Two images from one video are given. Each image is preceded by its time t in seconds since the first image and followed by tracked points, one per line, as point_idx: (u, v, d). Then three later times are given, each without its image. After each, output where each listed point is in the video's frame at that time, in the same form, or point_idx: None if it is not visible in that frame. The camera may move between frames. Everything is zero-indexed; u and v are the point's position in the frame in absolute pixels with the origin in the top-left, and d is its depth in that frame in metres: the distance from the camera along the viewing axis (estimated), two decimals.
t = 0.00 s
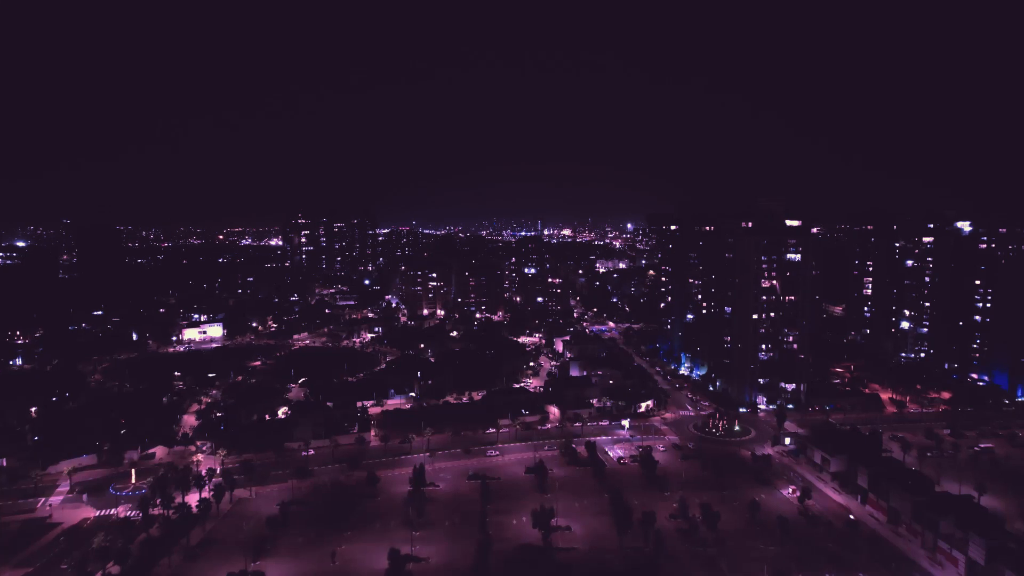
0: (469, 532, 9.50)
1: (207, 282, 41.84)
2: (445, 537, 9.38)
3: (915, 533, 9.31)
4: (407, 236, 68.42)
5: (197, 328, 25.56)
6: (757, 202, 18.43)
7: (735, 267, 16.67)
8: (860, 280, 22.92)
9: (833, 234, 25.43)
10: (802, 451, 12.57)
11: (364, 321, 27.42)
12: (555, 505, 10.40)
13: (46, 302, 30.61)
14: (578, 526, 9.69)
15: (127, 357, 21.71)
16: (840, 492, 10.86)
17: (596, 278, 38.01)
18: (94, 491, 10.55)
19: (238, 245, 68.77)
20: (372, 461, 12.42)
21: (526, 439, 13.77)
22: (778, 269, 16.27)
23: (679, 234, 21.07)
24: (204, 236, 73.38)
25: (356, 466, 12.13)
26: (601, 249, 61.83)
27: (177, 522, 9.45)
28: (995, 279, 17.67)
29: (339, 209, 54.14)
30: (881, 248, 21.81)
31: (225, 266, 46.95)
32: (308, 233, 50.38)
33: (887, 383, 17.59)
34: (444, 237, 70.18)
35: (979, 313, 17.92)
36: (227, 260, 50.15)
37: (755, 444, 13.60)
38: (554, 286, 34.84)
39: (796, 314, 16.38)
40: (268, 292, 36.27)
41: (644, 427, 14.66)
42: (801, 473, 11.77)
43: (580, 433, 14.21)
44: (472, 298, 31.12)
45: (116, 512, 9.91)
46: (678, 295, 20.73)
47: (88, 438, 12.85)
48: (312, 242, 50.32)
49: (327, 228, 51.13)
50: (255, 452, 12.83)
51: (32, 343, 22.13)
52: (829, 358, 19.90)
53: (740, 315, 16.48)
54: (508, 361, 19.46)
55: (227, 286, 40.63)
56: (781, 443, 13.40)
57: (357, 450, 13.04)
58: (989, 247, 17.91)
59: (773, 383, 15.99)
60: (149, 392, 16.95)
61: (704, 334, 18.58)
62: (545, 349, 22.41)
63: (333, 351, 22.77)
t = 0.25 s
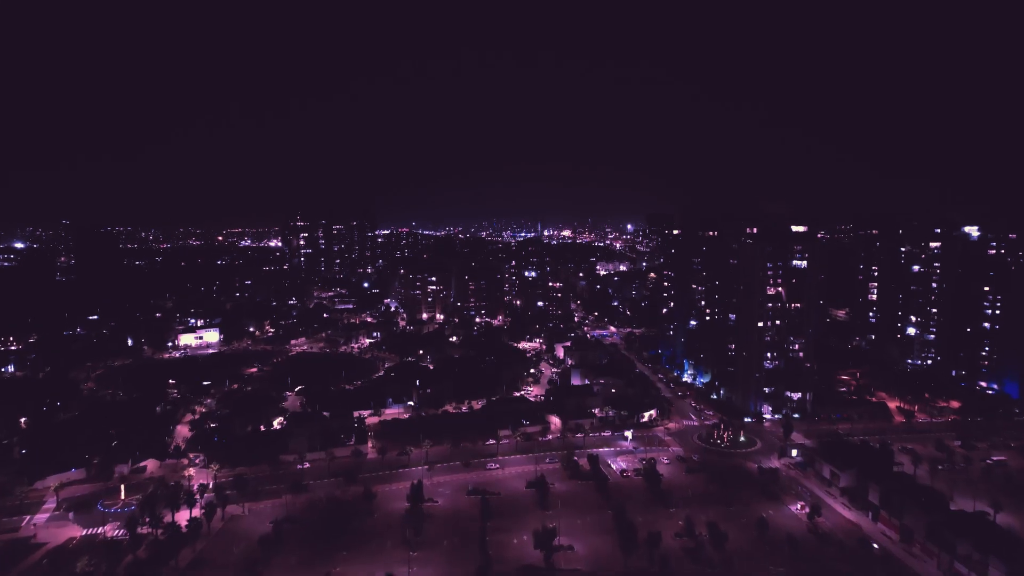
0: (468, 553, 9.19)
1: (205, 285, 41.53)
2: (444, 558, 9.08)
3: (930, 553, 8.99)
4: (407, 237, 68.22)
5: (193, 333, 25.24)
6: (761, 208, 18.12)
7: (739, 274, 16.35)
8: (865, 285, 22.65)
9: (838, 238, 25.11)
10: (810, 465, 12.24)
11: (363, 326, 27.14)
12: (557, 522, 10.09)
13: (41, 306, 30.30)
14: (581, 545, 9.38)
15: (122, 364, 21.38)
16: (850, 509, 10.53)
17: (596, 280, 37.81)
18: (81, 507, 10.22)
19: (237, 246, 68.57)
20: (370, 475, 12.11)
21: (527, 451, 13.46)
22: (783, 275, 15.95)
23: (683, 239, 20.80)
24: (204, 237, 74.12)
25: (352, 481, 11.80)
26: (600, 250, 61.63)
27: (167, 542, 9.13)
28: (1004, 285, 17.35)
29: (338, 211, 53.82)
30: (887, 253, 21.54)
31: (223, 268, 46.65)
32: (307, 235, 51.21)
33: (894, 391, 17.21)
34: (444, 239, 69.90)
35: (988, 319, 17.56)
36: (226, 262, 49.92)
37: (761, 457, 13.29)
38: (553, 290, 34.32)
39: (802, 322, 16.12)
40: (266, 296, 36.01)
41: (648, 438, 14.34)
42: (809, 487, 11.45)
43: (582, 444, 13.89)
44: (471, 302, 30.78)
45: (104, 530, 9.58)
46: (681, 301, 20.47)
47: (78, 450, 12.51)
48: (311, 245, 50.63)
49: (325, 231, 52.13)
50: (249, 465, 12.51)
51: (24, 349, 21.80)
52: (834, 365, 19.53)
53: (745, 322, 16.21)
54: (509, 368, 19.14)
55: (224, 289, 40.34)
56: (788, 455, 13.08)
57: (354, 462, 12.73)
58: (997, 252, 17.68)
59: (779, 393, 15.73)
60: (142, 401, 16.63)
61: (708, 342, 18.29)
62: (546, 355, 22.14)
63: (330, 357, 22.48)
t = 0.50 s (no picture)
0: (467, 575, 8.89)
1: (202, 288, 41.22)
2: None
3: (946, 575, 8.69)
4: (406, 238, 67.97)
5: (189, 339, 24.95)
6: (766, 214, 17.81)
7: (744, 281, 16.02)
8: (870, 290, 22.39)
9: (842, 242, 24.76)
10: (819, 478, 11.91)
11: (361, 331, 26.84)
12: (559, 541, 9.79)
13: (36, 310, 29.97)
14: (584, 566, 9.08)
15: (116, 371, 21.07)
16: (860, 526, 10.21)
17: (597, 283, 37.55)
18: (68, 526, 9.92)
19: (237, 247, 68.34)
20: (366, 490, 11.80)
21: (528, 463, 13.15)
22: (789, 282, 15.64)
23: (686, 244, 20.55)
24: (203, 237, 74.17)
25: (348, 496, 11.48)
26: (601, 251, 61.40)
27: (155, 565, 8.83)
28: (1012, 291, 17.11)
29: (337, 213, 53.47)
30: (892, 258, 21.22)
31: (221, 270, 46.36)
32: (306, 238, 50.45)
33: (902, 400, 16.84)
34: (444, 240, 69.63)
35: (997, 326, 17.30)
36: (224, 264, 49.66)
37: (768, 469, 12.98)
38: (554, 293, 34.05)
39: (808, 330, 15.90)
40: (264, 299, 35.76)
41: (651, 450, 14.01)
42: (818, 502, 11.14)
43: (584, 455, 13.56)
44: (471, 306, 30.45)
45: (91, 551, 9.29)
46: (684, 307, 20.24)
47: (67, 464, 12.19)
48: (309, 247, 49.96)
49: (323, 233, 51.62)
50: (243, 479, 12.19)
51: (17, 356, 21.47)
52: (839, 372, 19.14)
53: (750, 331, 15.88)
54: (509, 375, 18.81)
55: (222, 292, 40.04)
56: (795, 467, 12.77)
57: (351, 476, 12.41)
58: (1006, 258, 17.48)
59: (785, 402, 15.52)
60: (135, 410, 16.30)
61: (711, 349, 17.99)
62: (547, 361, 21.83)
63: (328, 363, 22.17)
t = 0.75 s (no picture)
0: None
1: (200, 291, 40.89)
2: None
3: None
4: (406, 240, 67.69)
5: (186, 344, 24.64)
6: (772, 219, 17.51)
7: (750, 287, 15.73)
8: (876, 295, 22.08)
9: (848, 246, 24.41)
10: (828, 493, 11.58)
11: (360, 335, 26.51)
12: (561, 562, 9.48)
13: (31, 315, 29.63)
14: None
15: (111, 377, 20.75)
16: (872, 545, 9.88)
17: (598, 286, 37.21)
18: (55, 545, 9.63)
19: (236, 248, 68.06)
20: (363, 505, 11.48)
21: (529, 476, 12.82)
22: (796, 290, 15.35)
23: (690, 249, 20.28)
24: (203, 238, 73.93)
25: (344, 512, 11.15)
26: (602, 253, 61.12)
27: None
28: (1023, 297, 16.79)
29: (337, 214, 53.16)
30: (898, 263, 20.92)
31: (219, 273, 46.03)
32: (303, 241, 49.04)
33: (910, 408, 16.49)
34: (445, 242, 69.32)
35: (1008, 334, 16.95)
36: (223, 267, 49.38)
37: (775, 482, 12.65)
38: (556, 298, 33.53)
39: (815, 338, 15.55)
40: (262, 303, 35.48)
41: (655, 461, 13.68)
42: (828, 519, 10.82)
43: (586, 467, 13.24)
44: (471, 310, 30.13)
45: (77, 573, 8.99)
46: (688, 313, 19.91)
47: (56, 478, 11.87)
48: (307, 250, 48.71)
49: (322, 235, 50.50)
50: (236, 494, 11.86)
51: (10, 363, 21.15)
52: (845, 379, 18.74)
53: (755, 339, 15.58)
54: (509, 383, 18.48)
55: (220, 296, 39.72)
56: (803, 480, 12.43)
57: (347, 490, 12.09)
58: (1016, 264, 17.24)
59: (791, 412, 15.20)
60: (128, 419, 15.98)
61: (715, 356, 17.66)
62: (548, 367, 21.50)
63: (325, 369, 21.85)
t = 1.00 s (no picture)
0: None
1: (198, 294, 40.58)
2: None
3: None
4: (405, 241, 67.46)
5: (181, 350, 24.28)
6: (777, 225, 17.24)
7: (755, 295, 15.43)
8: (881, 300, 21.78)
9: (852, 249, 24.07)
10: (838, 507, 11.26)
11: (358, 341, 26.16)
12: None
13: (26, 319, 29.28)
14: None
15: (104, 385, 20.38)
16: (885, 564, 9.57)
17: (598, 289, 36.87)
18: (40, 566, 9.32)
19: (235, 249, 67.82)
20: (360, 521, 11.16)
21: (530, 490, 12.49)
22: (802, 297, 15.12)
23: (693, 254, 19.98)
24: (202, 239, 73.70)
25: (340, 529, 10.82)
26: (601, 255, 60.94)
27: None
28: None
29: (336, 216, 52.76)
30: (904, 268, 20.64)
31: (217, 275, 45.73)
32: (303, 243, 50.02)
33: (918, 417, 16.20)
34: (444, 243, 69.08)
35: (1018, 341, 16.79)
36: (221, 269, 49.15)
37: (783, 496, 12.34)
38: (556, 301, 33.21)
39: (822, 346, 15.31)
40: (259, 307, 35.15)
41: (659, 474, 13.35)
42: (838, 536, 10.50)
43: (588, 480, 12.90)
44: (471, 314, 29.81)
45: None
46: (690, 319, 19.62)
47: (43, 494, 11.54)
48: (307, 252, 49.48)
49: (322, 238, 50.93)
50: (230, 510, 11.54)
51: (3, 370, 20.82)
52: (850, 387, 18.39)
53: (761, 347, 15.25)
54: (510, 391, 18.15)
55: (218, 299, 39.44)
56: (811, 494, 12.11)
57: (344, 505, 11.76)
58: None
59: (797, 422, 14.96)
60: (120, 429, 15.65)
61: (719, 364, 17.36)
62: (548, 374, 21.18)
63: (323, 376, 21.51)
